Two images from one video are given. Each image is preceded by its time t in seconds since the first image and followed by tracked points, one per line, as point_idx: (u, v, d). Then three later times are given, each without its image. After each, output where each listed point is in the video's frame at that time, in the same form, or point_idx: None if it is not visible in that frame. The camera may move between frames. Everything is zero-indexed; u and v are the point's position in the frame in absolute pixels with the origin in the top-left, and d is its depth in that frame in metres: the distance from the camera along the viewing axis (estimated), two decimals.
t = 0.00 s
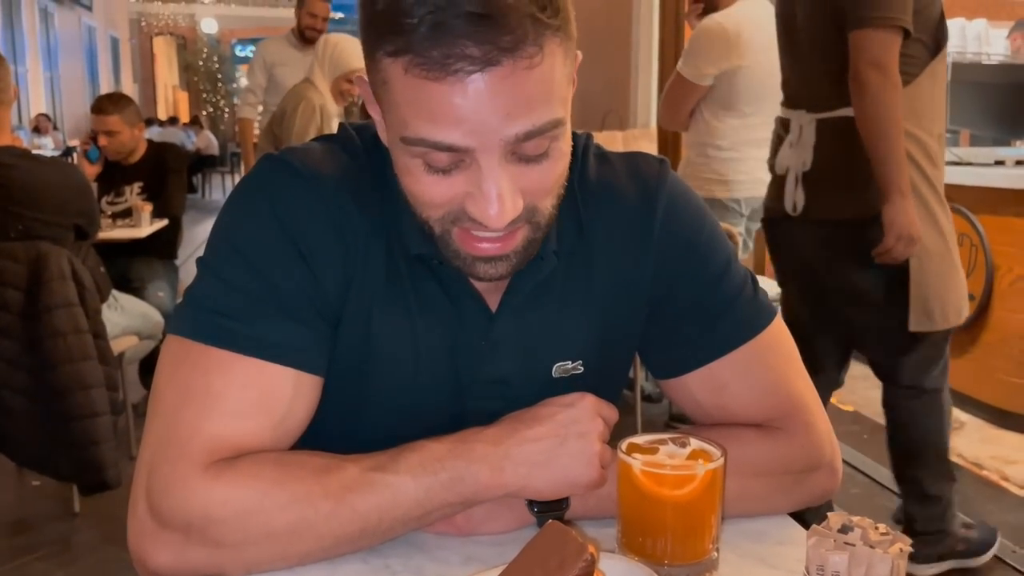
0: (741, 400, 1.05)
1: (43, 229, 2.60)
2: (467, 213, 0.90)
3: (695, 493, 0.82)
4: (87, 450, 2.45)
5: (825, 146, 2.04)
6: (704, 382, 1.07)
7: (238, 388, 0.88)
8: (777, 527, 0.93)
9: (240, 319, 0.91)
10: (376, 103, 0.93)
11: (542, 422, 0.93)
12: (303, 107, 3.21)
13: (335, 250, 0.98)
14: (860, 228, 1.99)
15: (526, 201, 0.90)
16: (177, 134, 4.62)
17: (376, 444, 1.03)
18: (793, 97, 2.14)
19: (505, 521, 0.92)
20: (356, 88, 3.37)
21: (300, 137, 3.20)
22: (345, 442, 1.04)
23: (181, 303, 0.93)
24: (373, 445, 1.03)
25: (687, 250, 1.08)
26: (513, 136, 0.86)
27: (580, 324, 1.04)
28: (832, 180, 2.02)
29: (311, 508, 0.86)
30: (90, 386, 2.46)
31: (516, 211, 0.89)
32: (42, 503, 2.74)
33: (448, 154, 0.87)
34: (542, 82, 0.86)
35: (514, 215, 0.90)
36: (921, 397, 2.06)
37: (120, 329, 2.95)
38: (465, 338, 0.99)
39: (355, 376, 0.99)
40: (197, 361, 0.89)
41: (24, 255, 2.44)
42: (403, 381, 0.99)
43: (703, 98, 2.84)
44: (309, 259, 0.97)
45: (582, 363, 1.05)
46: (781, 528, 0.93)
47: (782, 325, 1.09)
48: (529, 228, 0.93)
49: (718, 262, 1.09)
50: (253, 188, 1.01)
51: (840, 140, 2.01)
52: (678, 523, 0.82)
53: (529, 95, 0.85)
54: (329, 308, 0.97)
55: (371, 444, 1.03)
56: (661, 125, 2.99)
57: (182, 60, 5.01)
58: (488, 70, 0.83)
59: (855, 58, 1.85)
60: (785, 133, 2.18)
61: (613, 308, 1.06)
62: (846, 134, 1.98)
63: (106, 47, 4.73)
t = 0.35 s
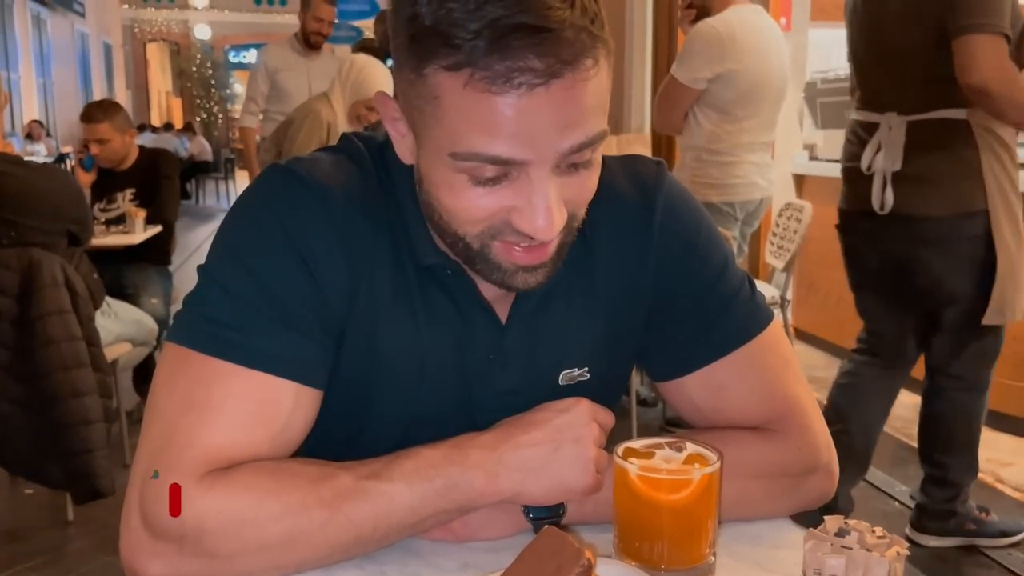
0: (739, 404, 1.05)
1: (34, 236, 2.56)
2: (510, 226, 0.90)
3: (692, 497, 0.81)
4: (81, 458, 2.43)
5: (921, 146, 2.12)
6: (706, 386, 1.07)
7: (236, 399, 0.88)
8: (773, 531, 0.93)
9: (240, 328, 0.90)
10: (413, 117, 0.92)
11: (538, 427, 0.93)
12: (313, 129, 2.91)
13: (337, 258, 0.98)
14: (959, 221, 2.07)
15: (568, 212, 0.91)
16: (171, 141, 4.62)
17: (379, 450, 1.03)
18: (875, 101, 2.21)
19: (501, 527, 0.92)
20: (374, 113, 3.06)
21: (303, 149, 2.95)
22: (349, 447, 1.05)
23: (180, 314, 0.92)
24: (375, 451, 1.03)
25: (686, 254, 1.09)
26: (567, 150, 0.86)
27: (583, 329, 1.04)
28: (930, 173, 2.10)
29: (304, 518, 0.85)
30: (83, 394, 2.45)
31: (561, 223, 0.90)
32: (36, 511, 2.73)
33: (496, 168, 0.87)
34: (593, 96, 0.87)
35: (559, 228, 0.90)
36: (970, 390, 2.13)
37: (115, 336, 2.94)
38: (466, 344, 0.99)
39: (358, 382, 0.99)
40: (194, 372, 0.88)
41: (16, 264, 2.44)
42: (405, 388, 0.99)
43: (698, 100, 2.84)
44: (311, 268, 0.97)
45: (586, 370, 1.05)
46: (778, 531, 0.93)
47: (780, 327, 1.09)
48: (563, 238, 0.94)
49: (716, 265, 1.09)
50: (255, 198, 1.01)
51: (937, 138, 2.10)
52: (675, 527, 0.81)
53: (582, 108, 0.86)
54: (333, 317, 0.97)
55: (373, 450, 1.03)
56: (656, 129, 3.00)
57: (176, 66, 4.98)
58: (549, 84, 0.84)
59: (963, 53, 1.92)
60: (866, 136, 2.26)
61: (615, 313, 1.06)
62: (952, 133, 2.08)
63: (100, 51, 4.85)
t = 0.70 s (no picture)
0: (735, 410, 1.04)
1: (27, 241, 2.57)
2: (488, 222, 0.89)
3: (690, 501, 0.81)
4: (74, 463, 2.42)
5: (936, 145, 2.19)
6: (701, 394, 1.07)
7: (227, 407, 0.87)
8: (771, 536, 0.92)
9: (234, 336, 0.89)
10: (389, 111, 0.92)
11: (533, 430, 0.93)
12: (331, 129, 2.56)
13: (330, 267, 0.97)
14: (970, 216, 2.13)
15: (546, 208, 0.90)
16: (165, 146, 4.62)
17: (371, 459, 1.03)
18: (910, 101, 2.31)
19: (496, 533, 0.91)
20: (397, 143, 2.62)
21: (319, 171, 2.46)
22: (341, 456, 1.04)
23: (173, 320, 0.91)
24: (368, 459, 1.03)
25: (681, 262, 1.08)
26: (542, 137, 0.86)
27: (577, 337, 1.03)
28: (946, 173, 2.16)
29: (296, 525, 0.84)
30: (76, 399, 2.44)
31: (538, 216, 0.89)
32: (29, 518, 2.71)
33: (470, 157, 0.86)
34: (569, 83, 0.87)
35: (536, 221, 0.89)
36: (976, 385, 2.16)
37: (108, 341, 2.92)
38: (461, 353, 0.98)
39: (350, 391, 0.99)
40: (184, 379, 0.88)
41: (8, 268, 2.41)
42: (398, 398, 0.98)
43: (691, 103, 2.85)
44: (304, 276, 0.96)
45: (580, 379, 1.04)
46: (776, 536, 0.92)
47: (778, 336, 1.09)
48: (545, 239, 0.92)
49: (711, 273, 1.09)
50: (249, 205, 1.01)
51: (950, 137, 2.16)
52: (673, 532, 0.81)
53: (557, 94, 0.86)
54: (326, 325, 0.96)
55: (365, 458, 1.03)
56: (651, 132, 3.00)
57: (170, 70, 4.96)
58: (520, 68, 0.84)
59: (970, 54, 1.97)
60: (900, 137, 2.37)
61: (609, 321, 1.06)
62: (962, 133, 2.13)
63: (93, 56, 4.85)
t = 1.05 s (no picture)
0: (734, 413, 1.03)
1: (20, 244, 2.57)
2: (445, 172, 0.92)
3: (688, 507, 0.80)
4: (67, 467, 2.40)
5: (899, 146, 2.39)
6: (698, 397, 1.05)
7: (219, 410, 0.86)
8: (771, 541, 0.91)
9: (226, 338, 0.88)
10: (353, 64, 0.97)
11: (530, 436, 0.91)
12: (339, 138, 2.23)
13: (323, 269, 0.97)
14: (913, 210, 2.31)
15: (504, 157, 0.92)
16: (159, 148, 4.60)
17: (364, 464, 1.02)
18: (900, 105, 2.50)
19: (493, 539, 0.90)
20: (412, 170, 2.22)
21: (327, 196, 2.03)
22: (334, 460, 1.03)
23: (163, 321, 0.90)
24: (361, 465, 1.02)
25: (676, 262, 1.07)
26: (485, 73, 0.89)
27: (572, 339, 1.02)
28: (894, 166, 2.39)
29: (290, 533, 0.83)
30: (70, 403, 2.42)
31: (494, 162, 0.91)
32: (22, 522, 2.69)
33: (420, 96, 0.91)
34: (512, 18, 0.90)
35: (490, 167, 0.91)
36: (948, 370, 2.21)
37: (101, 344, 2.90)
38: (456, 355, 0.97)
39: (341, 395, 0.98)
40: (176, 381, 0.86)
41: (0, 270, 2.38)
42: (392, 401, 0.97)
43: (685, 104, 2.84)
44: (295, 276, 0.95)
45: (576, 382, 1.03)
46: (776, 540, 0.91)
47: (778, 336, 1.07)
48: (511, 201, 0.95)
49: (707, 273, 1.08)
50: (242, 206, 1.00)
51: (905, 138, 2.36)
52: (671, 538, 0.80)
53: (501, 31, 0.89)
54: (317, 327, 0.95)
55: (358, 463, 1.02)
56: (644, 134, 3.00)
57: (164, 72, 4.92)
58: None
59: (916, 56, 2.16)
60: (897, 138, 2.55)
61: (605, 323, 1.04)
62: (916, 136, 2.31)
63: (87, 59, 4.81)
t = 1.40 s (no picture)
0: (728, 416, 1.03)
1: (7, 242, 2.57)
2: (423, 181, 0.92)
3: (683, 509, 0.80)
4: (60, 471, 2.40)
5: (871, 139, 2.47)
6: (692, 400, 1.05)
7: (213, 413, 0.85)
8: (767, 543, 0.91)
9: (220, 342, 0.88)
10: (331, 73, 0.98)
11: (524, 436, 0.91)
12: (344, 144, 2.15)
13: (316, 272, 0.96)
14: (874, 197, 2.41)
15: (482, 165, 0.92)
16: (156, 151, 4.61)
17: (358, 466, 1.02)
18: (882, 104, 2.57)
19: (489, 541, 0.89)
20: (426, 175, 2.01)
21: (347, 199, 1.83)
22: (327, 463, 1.03)
23: (157, 325, 0.90)
24: (354, 467, 1.02)
25: (668, 265, 1.07)
26: (458, 80, 0.89)
27: (565, 342, 1.02)
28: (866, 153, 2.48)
29: (284, 534, 0.83)
30: (64, 406, 2.41)
31: (471, 170, 0.91)
32: (16, 526, 2.68)
33: (396, 105, 0.91)
34: (486, 25, 0.91)
35: (468, 174, 0.91)
36: (906, 355, 2.32)
37: (95, 347, 2.90)
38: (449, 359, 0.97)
39: (334, 397, 0.98)
40: (170, 385, 0.86)
41: None
42: (386, 404, 0.97)
43: (677, 106, 2.85)
44: (288, 280, 0.95)
45: (568, 386, 1.03)
46: (772, 542, 0.91)
47: (769, 339, 1.07)
48: (492, 208, 0.95)
49: (700, 276, 1.08)
50: (235, 209, 1.00)
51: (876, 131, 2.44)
52: (665, 539, 0.80)
53: (476, 38, 0.90)
54: (310, 330, 0.95)
55: (352, 466, 1.02)
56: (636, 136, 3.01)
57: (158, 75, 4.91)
58: (430, 8, 0.89)
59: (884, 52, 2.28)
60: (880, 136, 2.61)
61: (598, 326, 1.04)
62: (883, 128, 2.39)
63: (82, 62, 4.80)
